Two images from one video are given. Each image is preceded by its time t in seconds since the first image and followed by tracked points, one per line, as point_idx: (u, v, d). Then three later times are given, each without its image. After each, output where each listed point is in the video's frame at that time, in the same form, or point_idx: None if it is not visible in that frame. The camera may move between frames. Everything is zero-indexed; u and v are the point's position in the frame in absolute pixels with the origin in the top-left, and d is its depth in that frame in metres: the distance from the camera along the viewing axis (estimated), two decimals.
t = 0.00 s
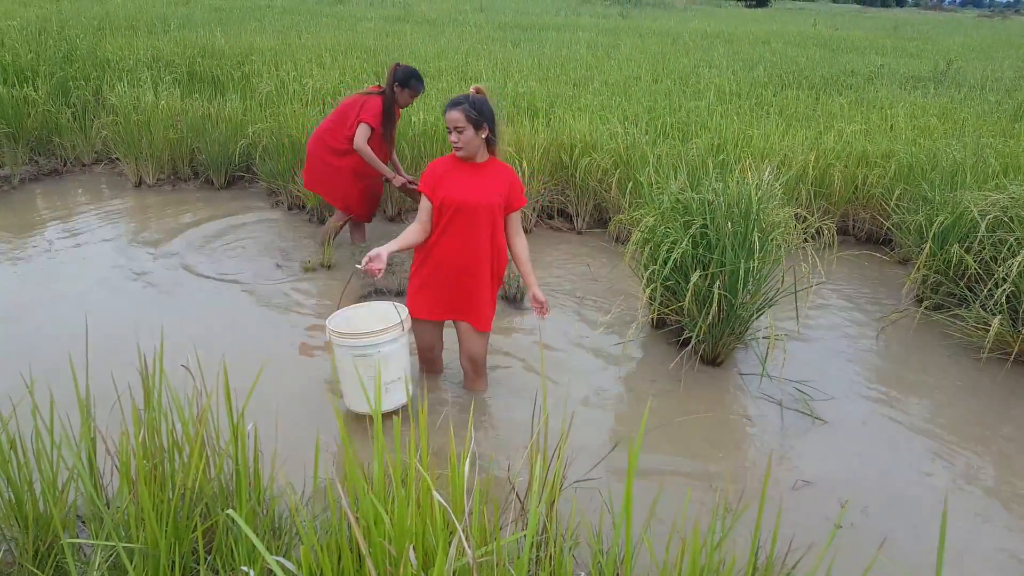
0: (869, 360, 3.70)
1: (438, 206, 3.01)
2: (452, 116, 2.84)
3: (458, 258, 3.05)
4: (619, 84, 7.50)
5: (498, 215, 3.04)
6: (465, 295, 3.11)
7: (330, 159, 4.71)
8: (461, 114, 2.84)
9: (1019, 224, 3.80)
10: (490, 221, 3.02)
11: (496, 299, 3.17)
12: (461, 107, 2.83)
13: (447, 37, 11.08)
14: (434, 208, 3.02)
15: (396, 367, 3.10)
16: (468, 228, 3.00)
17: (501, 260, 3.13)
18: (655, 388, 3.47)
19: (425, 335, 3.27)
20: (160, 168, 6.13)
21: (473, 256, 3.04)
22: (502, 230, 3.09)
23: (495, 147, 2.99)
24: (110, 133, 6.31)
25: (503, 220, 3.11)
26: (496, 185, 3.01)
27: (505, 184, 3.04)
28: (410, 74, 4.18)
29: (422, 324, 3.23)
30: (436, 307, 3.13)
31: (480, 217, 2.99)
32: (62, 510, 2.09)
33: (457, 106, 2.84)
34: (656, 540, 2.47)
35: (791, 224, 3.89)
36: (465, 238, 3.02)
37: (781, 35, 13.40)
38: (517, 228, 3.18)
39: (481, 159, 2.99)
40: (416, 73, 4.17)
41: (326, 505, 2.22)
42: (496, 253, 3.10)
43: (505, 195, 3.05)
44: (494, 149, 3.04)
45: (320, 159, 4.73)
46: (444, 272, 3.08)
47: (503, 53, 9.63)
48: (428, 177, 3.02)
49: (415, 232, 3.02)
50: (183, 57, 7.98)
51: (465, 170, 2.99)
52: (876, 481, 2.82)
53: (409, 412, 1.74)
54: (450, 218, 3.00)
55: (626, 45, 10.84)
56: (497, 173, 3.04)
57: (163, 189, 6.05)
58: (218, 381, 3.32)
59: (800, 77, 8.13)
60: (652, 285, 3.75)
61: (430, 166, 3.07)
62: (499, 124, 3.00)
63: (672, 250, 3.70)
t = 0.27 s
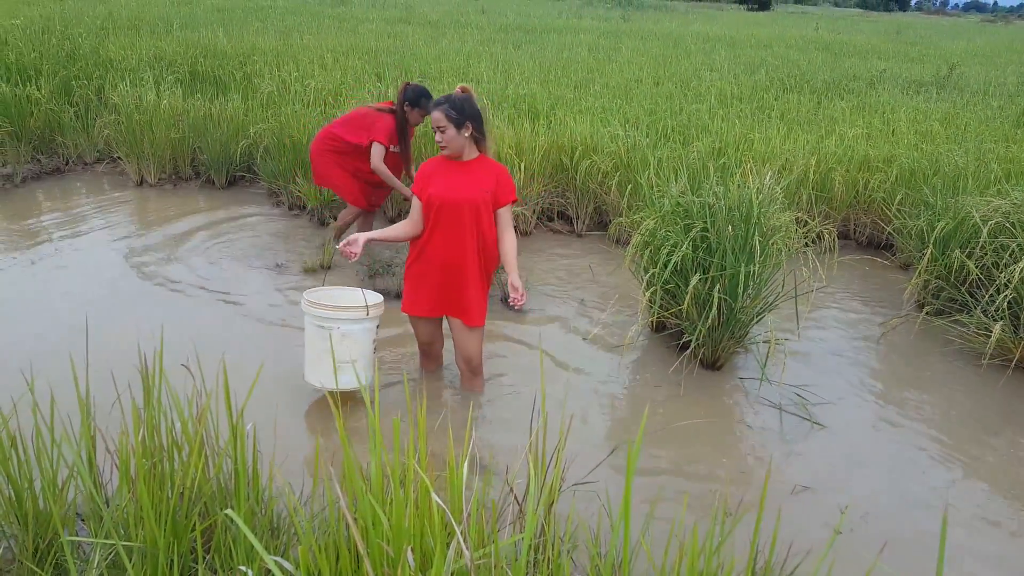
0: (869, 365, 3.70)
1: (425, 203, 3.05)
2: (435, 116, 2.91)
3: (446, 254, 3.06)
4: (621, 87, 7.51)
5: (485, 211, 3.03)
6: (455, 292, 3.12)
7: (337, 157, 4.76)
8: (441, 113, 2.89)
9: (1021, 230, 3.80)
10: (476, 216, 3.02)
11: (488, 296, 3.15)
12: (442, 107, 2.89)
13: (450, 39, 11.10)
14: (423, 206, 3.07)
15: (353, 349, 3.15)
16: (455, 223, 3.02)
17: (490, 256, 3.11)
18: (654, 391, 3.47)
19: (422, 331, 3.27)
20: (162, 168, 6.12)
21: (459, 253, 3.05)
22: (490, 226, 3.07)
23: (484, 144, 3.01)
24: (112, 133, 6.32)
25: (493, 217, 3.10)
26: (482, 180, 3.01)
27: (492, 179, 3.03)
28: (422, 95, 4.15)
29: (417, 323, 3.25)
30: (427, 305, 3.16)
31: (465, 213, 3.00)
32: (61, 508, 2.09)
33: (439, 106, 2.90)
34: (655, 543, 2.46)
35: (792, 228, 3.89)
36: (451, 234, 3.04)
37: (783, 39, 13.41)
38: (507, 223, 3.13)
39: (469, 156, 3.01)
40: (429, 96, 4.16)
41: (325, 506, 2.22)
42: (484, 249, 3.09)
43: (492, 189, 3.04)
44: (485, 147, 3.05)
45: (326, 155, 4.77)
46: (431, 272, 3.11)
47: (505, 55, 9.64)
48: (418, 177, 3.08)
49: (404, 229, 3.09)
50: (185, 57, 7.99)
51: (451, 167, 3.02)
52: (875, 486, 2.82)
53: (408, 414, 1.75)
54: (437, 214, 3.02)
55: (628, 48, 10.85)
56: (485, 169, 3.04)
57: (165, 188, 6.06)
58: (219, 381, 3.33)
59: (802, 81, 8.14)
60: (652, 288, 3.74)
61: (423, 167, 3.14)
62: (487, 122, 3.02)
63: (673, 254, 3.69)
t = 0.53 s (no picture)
0: (869, 368, 3.69)
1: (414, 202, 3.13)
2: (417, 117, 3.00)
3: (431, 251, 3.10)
4: (623, 88, 7.51)
5: (467, 206, 3.03)
6: (445, 291, 3.15)
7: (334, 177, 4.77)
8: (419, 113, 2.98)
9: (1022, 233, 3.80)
10: (457, 213, 3.03)
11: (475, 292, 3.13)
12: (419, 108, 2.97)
13: (452, 39, 11.11)
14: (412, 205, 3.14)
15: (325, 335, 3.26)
16: (437, 220, 3.05)
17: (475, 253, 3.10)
18: (654, 393, 3.47)
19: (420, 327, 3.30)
20: (163, 167, 6.13)
21: (443, 252, 3.07)
22: (474, 222, 3.06)
23: (468, 137, 3.01)
24: (114, 131, 6.32)
25: (478, 212, 3.08)
26: (463, 176, 3.02)
27: (473, 174, 3.02)
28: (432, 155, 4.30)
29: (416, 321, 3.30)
30: (419, 304, 3.21)
31: (445, 209, 3.03)
32: (61, 506, 2.09)
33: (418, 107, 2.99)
34: (654, 545, 2.46)
35: (793, 231, 3.89)
36: (434, 231, 3.07)
37: (785, 42, 13.40)
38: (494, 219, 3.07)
39: (453, 153, 3.03)
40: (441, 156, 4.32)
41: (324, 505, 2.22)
42: (470, 245, 3.10)
43: (473, 185, 3.03)
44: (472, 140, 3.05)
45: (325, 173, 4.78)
46: (420, 272, 3.15)
47: (508, 56, 9.65)
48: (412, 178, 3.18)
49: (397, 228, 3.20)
50: (188, 56, 8.00)
51: (437, 166, 3.08)
52: (874, 489, 2.81)
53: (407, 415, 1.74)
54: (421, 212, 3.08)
55: (631, 50, 10.85)
56: (468, 165, 3.04)
57: (166, 187, 6.06)
58: (218, 380, 3.33)
59: (805, 84, 8.14)
60: (652, 289, 3.74)
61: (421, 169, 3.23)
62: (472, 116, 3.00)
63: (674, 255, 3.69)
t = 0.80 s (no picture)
0: (868, 372, 3.70)
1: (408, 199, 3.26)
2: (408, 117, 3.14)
3: (417, 246, 3.20)
4: (624, 90, 7.52)
5: (443, 202, 3.08)
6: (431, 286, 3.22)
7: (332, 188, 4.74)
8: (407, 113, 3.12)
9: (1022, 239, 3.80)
10: (434, 209, 3.10)
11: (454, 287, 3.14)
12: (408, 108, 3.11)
13: (453, 40, 11.11)
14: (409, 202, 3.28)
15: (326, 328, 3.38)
16: (419, 216, 3.15)
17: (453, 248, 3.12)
18: (653, 395, 3.47)
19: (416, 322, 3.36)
20: (164, 164, 6.13)
21: (426, 247, 3.16)
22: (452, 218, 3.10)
23: (452, 134, 3.07)
24: (114, 127, 6.32)
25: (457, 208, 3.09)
26: (440, 172, 3.07)
27: (449, 169, 3.05)
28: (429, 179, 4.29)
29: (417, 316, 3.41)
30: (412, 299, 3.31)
31: (423, 205, 3.12)
32: (59, 502, 2.09)
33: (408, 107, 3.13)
34: (653, 547, 2.46)
35: (793, 234, 3.89)
36: (418, 227, 3.17)
37: (787, 45, 13.41)
38: (471, 214, 3.04)
39: (438, 150, 3.10)
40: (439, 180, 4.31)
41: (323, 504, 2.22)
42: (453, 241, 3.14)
43: (449, 180, 3.05)
44: (458, 138, 3.11)
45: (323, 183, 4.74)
46: (411, 269, 3.26)
47: (509, 56, 9.65)
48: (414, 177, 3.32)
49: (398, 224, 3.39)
50: (189, 53, 7.99)
51: (425, 164, 3.17)
52: (872, 493, 2.82)
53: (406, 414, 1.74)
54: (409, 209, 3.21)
55: (632, 51, 10.86)
56: (448, 161, 3.07)
57: (167, 184, 6.06)
58: (218, 378, 3.33)
59: (806, 87, 8.15)
60: (652, 291, 3.74)
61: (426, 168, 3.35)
62: (456, 113, 3.06)
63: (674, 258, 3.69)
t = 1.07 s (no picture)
0: (874, 378, 3.69)
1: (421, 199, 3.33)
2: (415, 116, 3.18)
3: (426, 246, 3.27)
4: (632, 91, 7.51)
5: (445, 201, 3.12)
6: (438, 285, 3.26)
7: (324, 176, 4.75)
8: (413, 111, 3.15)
9: None
10: (438, 208, 3.15)
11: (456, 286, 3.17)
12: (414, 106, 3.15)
13: (461, 39, 11.11)
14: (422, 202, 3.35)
15: (339, 319, 3.49)
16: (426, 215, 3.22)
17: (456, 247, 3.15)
18: (658, 398, 3.47)
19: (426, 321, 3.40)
20: (171, 160, 6.14)
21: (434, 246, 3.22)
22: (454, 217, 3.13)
23: (455, 134, 3.09)
24: (123, 124, 6.34)
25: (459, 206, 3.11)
26: (442, 171, 3.10)
27: (450, 168, 3.07)
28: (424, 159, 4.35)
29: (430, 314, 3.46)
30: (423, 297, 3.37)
31: (428, 204, 3.18)
32: (67, 496, 2.10)
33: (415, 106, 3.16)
34: (658, 550, 2.46)
35: (800, 237, 3.88)
36: (425, 226, 3.24)
37: (795, 47, 13.37)
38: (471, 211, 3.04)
39: (442, 150, 3.13)
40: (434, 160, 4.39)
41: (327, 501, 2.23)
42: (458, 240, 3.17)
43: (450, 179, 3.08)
44: (462, 136, 3.12)
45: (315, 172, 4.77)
46: (419, 266, 3.31)
47: (516, 56, 9.65)
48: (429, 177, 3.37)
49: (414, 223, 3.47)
50: (197, 50, 8.02)
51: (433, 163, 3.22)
52: (878, 499, 2.82)
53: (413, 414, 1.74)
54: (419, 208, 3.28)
55: (639, 53, 10.84)
56: (450, 159, 3.09)
57: (174, 181, 6.08)
58: (224, 375, 3.34)
59: (814, 90, 8.13)
60: (658, 293, 3.74)
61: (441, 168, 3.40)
62: (460, 112, 3.06)
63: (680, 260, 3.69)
